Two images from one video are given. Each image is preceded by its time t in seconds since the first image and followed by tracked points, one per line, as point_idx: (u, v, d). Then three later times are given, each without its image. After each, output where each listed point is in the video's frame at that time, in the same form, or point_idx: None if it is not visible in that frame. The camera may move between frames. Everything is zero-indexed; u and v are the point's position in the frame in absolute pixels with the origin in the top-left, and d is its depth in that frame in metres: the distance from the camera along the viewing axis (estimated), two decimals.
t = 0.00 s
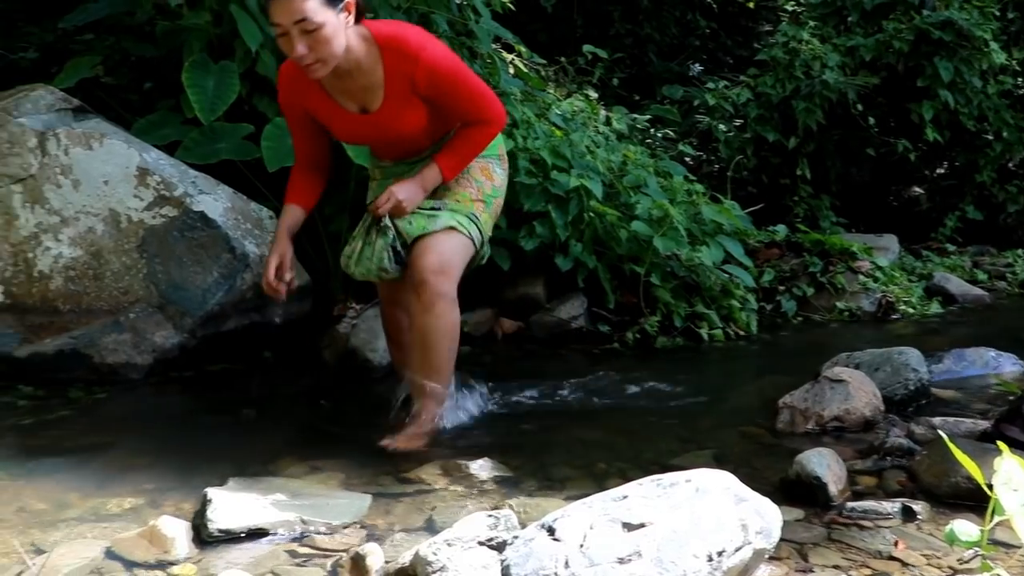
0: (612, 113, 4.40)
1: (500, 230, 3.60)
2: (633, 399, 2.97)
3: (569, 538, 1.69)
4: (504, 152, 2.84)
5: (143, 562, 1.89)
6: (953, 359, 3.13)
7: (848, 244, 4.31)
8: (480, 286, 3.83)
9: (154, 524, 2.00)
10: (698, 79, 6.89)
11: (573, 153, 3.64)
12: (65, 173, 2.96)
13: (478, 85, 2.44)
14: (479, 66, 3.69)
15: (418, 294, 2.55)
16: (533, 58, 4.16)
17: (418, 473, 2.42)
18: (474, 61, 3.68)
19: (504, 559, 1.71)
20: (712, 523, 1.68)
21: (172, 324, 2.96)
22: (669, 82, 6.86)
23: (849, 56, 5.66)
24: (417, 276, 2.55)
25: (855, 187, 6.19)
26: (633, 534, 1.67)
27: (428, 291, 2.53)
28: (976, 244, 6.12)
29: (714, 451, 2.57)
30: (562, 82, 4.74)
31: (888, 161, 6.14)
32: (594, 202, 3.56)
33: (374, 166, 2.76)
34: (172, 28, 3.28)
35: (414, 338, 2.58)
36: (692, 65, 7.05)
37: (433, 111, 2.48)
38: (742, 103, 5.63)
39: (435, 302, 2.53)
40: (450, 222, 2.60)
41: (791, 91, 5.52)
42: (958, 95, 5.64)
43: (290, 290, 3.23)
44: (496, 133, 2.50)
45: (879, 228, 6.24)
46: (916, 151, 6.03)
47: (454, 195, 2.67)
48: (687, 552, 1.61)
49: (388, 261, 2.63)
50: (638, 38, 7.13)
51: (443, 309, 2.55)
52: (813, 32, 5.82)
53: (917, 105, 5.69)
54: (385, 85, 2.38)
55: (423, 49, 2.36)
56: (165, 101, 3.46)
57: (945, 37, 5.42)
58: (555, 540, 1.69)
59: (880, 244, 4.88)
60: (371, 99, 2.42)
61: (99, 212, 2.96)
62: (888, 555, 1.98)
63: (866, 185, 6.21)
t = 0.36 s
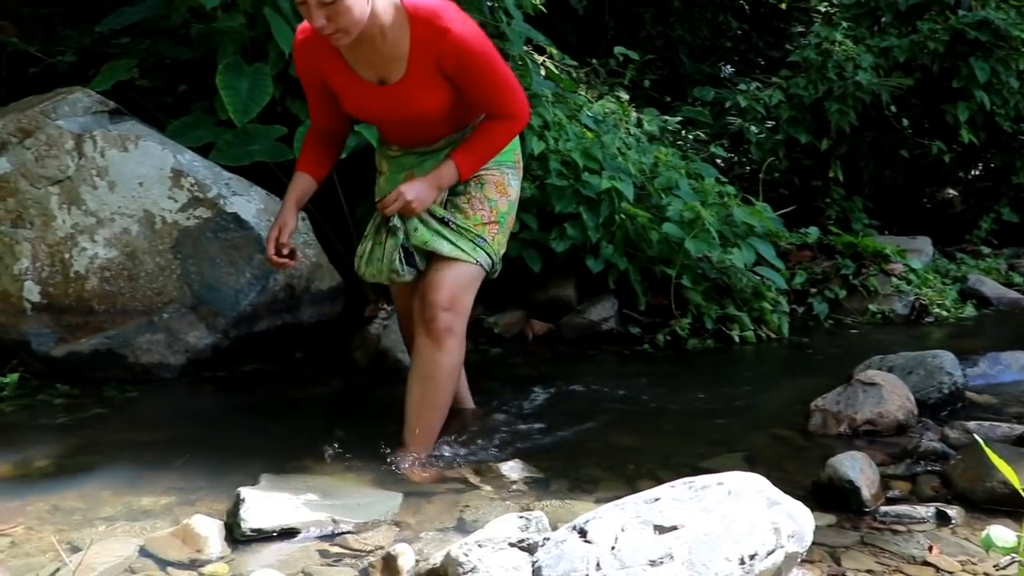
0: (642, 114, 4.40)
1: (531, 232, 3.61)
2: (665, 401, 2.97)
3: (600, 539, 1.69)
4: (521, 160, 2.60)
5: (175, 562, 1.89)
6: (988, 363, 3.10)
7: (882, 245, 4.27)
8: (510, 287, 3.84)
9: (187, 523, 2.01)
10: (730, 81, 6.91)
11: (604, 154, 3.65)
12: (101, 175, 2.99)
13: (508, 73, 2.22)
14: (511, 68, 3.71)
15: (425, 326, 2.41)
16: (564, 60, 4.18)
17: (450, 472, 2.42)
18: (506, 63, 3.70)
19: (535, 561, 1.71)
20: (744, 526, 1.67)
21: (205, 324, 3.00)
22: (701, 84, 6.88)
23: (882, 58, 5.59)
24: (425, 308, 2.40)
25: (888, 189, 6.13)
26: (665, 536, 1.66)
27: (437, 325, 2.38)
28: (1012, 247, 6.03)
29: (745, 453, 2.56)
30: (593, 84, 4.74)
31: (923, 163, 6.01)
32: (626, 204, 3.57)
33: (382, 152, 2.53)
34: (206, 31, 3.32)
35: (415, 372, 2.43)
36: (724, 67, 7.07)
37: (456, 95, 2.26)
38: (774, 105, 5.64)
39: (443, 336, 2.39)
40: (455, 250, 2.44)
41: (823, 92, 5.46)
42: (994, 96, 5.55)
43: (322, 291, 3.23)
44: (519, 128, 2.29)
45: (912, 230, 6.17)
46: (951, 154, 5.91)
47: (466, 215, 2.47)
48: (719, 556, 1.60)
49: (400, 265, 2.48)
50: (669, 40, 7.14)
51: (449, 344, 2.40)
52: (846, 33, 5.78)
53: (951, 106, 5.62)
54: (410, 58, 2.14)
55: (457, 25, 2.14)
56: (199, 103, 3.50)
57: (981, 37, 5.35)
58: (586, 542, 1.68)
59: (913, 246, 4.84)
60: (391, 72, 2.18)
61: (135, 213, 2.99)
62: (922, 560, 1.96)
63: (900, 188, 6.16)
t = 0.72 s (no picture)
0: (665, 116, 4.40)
1: (553, 234, 3.61)
2: (689, 403, 2.96)
3: (623, 542, 1.68)
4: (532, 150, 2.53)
5: (199, 562, 1.89)
6: (1014, 366, 3.08)
7: (905, 248, 4.26)
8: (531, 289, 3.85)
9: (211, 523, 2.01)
10: (753, 82, 6.92)
11: (626, 156, 3.64)
12: (125, 177, 3.01)
13: (529, 61, 2.19)
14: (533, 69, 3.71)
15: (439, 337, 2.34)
16: (587, 61, 4.18)
17: (472, 477, 2.40)
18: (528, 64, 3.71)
19: (558, 563, 1.71)
20: (767, 530, 1.65)
21: (228, 325, 3.02)
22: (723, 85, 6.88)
23: (906, 58, 5.56)
24: (439, 318, 2.33)
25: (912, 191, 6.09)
26: (688, 539, 1.65)
27: (452, 337, 2.32)
28: None
29: (768, 457, 2.55)
30: (615, 85, 4.74)
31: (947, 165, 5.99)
32: (648, 206, 3.57)
33: (389, 140, 2.48)
34: (230, 34, 3.34)
35: (429, 383, 2.37)
36: (747, 68, 7.08)
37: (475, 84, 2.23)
38: (797, 106, 5.61)
39: (458, 348, 2.33)
40: (475, 259, 2.36)
41: (846, 93, 5.44)
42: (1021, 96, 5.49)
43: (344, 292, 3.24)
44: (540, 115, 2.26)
45: (937, 232, 6.11)
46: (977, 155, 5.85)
47: (484, 219, 2.39)
48: (742, 559, 1.59)
49: (433, 268, 2.38)
50: (691, 41, 7.14)
51: (465, 355, 2.35)
52: (870, 33, 5.74)
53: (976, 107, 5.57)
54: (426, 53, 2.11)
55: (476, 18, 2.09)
56: (222, 106, 3.52)
57: (1008, 37, 5.32)
58: (609, 544, 1.68)
59: (938, 248, 4.80)
60: (406, 66, 2.14)
61: (158, 215, 3.02)
62: (947, 565, 1.95)
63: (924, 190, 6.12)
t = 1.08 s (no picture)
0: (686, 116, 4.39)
1: (574, 234, 3.62)
2: (712, 403, 2.96)
3: (646, 542, 1.68)
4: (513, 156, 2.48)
5: (224, 559, 1.90)
6: None
7: (930, 248, 4.23)
8: (553, 289, 3.86)
9: (236, 522, 2.01)
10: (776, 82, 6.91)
11: (648, 157, 3.63)
12: (150, 179, 3.05)
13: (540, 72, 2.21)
14: (554, 70, 3.72)
15: (449, 351, 2.31)
16: (608, 62, 4.18)
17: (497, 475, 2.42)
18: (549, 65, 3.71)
19: (581, 562, 1.71)
20: (791, 530, 1.65)
21: (252, 325, 3.04)
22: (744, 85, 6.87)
23: (931, 57, 5.50)
24: (448, 334, 2.28)
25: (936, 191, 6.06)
26: (710, 539, 1.65)
27: (462, 353, 2.29)
28: None
29: (790, 457, 2.54)
30: (637, 85, 4.74)
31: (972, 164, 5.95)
32: (670, 206, 3.57)
33: (376, 153, 2.27)
34: (253, 36, 3.36)
35: (442, 394, 2.38)
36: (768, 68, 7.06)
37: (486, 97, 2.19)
38: (820, 106, 5.58)
39: (468, 361, 2.30)
40: (484, 266, 2.28)
41: (870, 92, 5.40)
42: None
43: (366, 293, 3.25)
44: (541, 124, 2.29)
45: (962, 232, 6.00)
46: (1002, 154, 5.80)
47: (486, 226, 2.31)
48: (766, 560, 1.58)
49: (449, 279, 2.24)
50: (712, 41, 7.12)
51: (475, 365, 2.32)
52: (894, 32, 5.69)
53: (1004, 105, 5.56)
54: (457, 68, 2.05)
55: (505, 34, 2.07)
56: (245, 108, 3.55)
57: None
58: (632, 544, 1.68)
59: (963, 248, 4.77)
60: (433, 83, 2.07)
61: (183, 216, 3.05)
62: (974, 568, 1.93)
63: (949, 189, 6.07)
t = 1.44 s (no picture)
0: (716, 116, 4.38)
1: (603, 234, 3.61)
2: (745, 403, 2.95)
3: (678, 543, 1.68)
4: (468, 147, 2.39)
5: (255, 557, 1.91)
6: None
7: (964, 248, 4.19)
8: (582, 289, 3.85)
9: (267, 519, 2.02)
10: (806, 81, 6.91)
11: (678, 156, 3.62)
12: (182, 179, 3.08)
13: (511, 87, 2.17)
14: (584, 69, 3.72)
15: (462, 354, 2.30)
16: (637, 61, 4.17)
17: (525, 476, 2.42)
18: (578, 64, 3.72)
19: (611, 563, 1.71)
20: (823, 532, 1.63)
21: (282, 324, 3.06)
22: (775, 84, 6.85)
23: (965, 54, 5.47)
24: (458, 337, 2.27)
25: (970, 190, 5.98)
26: (743, 540, 1.64)
27: (475, 351, 2.28)
28: None
29: (822, 459, 2.52)
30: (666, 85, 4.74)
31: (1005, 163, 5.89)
32: (700, 206, 3.55)
33: (342, 168, 2.09)
34: (284, 37, 3.39)
35: (459, 398, 2.36)
36: (799, 67, 7.06)
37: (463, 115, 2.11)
38: (851, 105, 5.54)
39: (482, 358, 2.30)
40: (478, 268, 2.24)
41: (902, 91, 5.36)
42: None
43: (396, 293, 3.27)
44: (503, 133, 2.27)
45: (996, 231, 5.96)
46: None
47: (470, 228, 2.24)
48: (801, 562, 1.57)
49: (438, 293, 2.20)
50: (742, 40, 7.10)
51: (489, 362, 2.32)
52: (927, 30, 5.64)
53: None
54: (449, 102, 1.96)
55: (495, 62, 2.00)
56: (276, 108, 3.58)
57: None
58: (664, 545, 1.67)
59: (997, 248, 4.71)
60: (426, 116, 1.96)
61: (214, 216, 3.08)
62: (1011, 571, 1.91)
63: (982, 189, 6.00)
